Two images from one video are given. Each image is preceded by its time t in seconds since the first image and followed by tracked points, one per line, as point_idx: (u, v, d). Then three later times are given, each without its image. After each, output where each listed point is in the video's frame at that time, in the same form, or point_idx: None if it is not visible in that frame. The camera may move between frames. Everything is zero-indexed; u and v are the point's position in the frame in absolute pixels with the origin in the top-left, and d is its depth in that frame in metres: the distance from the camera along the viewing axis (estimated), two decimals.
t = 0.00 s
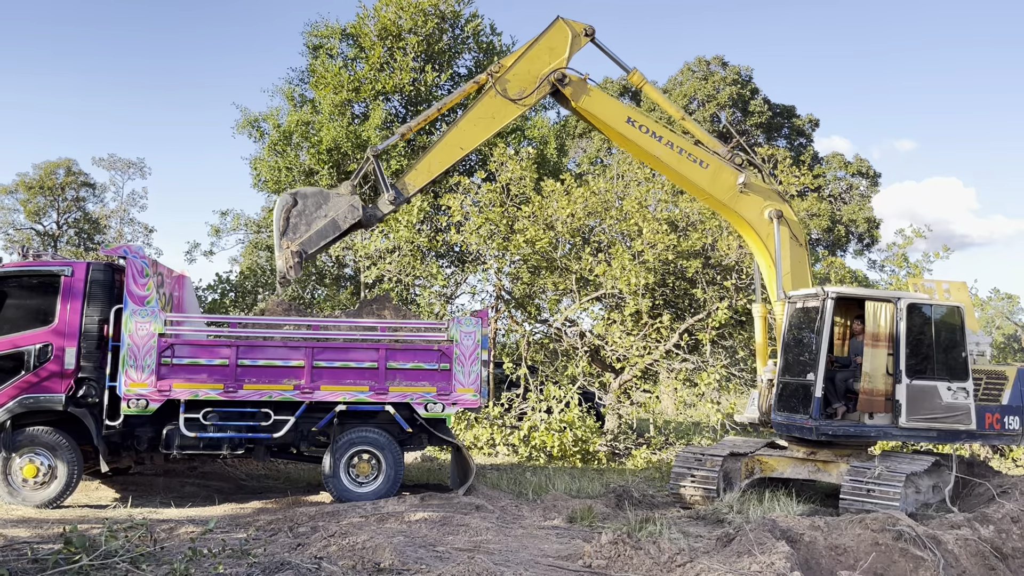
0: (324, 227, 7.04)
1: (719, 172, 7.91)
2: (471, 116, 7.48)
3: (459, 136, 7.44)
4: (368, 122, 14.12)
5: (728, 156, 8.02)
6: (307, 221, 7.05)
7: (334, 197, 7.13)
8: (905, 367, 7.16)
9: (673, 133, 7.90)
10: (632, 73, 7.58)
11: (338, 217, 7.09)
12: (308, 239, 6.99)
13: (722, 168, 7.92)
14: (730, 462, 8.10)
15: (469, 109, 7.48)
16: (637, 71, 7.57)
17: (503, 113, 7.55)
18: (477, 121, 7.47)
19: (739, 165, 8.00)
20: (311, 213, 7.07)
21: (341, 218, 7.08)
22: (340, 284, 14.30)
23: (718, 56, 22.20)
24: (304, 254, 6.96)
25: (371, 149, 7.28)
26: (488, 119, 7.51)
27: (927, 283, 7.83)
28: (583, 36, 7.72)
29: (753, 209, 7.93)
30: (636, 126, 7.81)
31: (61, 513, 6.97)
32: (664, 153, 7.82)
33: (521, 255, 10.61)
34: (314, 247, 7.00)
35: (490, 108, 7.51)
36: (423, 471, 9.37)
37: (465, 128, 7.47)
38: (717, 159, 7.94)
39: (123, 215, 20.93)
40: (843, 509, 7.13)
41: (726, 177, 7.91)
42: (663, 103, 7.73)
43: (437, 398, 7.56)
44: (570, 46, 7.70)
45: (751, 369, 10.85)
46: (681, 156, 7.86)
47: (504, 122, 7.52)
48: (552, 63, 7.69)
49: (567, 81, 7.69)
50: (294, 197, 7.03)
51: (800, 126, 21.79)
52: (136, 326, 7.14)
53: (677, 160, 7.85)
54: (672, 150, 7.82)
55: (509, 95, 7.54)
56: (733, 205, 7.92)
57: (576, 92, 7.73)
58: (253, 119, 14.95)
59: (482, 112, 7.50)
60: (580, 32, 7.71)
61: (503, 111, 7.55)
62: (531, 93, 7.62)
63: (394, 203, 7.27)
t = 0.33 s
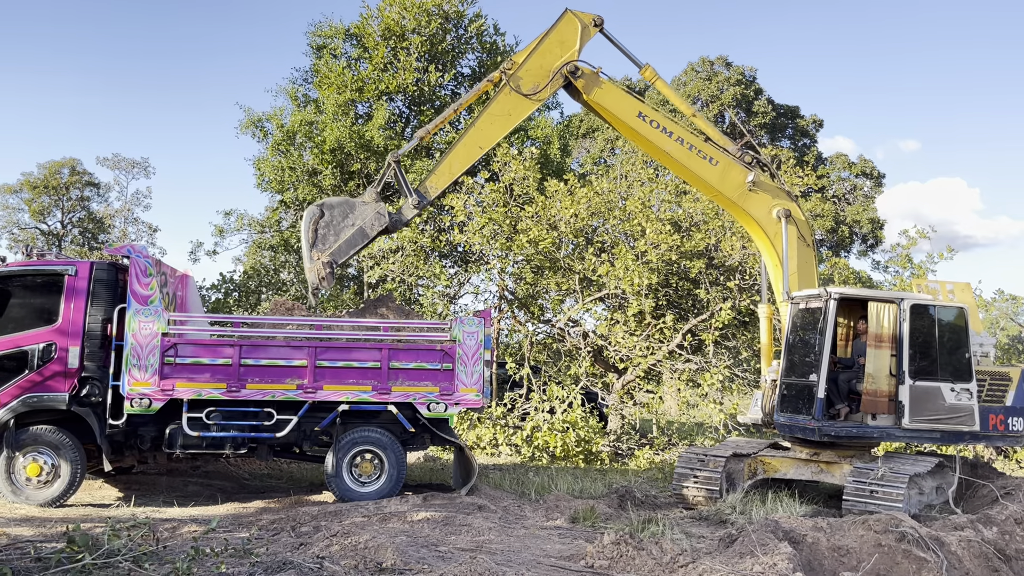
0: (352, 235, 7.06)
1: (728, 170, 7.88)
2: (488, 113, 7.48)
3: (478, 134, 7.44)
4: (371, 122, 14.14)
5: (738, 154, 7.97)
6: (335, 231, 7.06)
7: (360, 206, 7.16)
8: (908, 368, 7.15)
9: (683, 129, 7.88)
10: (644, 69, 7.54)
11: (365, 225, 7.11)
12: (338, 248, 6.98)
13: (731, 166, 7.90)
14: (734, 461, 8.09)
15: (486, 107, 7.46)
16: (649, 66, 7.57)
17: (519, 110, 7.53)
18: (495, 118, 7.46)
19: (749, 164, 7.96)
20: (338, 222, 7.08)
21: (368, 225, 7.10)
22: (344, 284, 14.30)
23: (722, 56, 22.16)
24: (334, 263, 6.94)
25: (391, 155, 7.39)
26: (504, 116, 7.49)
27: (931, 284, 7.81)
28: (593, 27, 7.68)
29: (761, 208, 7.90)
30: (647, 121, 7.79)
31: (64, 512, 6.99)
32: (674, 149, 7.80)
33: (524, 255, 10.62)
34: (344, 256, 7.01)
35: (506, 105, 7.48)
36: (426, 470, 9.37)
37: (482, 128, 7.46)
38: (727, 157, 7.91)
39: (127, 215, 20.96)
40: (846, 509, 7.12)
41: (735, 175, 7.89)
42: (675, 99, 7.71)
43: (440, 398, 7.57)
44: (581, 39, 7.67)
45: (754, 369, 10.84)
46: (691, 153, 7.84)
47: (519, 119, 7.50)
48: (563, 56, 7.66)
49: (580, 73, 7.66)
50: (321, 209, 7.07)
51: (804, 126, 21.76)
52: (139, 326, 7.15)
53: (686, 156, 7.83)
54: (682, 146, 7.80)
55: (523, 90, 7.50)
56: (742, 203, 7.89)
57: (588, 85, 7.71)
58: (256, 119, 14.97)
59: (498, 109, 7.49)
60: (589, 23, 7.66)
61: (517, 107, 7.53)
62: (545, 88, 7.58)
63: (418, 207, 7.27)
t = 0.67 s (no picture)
0: (382, 241, 7.11)
1: (739, 168, 7.86)
2: (506, 111, 7.48)
3: (500, 133, 7.44)
4: (376, 124, 14.15)
5: (750, 153, 7.95)
6: (364, 237, 7.11)
7: (387, 211, 7.19)
8: (912, 370, 7.13)
9: (695, 126, 7.85)
10: (658, 66, 7.49)
11: (394, 230, 7.14)
12: (368, 254, 7.06)
13: (743, 165, 7.87)
14: (738, 463, 8.00)
15: (503, 106, 7.45)
16: (664, 63, 7.49)
17: (537, 106, 7.53)
18: (514, 116, 7.48)
19: (761, 163, 7.94)
20: (367, 229, 7.13)
21: (396, 230, 7.13)
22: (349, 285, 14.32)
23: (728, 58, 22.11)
24: (366, 270, 7.03)
25: (415, 159, 7.41)
26: (523, 113, 7.50)
27: (936, 286, 7.79)
28: (604, 19, 7.66)
29: (771, 207, 7.88)
30: (659, 117, 7.77)
31: (69, 512, 7.01)
32: (686, 146, 7.79)
33: (529, 256, 10.63)
34: (375, 262, 7.07)
35: (524, 103, 7.48)
36: (430, 471, 9.38)
37: (502, 127, 7.45)
38: (738, 155, 7.89)
39: (134, 216, 21.02)
40: (851, 512, 7.10)
41: (746, 174, 7.87)
42: (689, 96, 7.69)
43: (443, 398, 7.57)
44: (594, 33, 7.64)
45: (759, 372, 10.80)
46: (703, 151, 7.82)
47: (538, 116, 7.52)
48: (577, 49, 7.64)
49: (594, 67, 7.62)
50: (349, 217, 7.13)
51: (810, 128, 21.71)
52: (144, 326, 7.17)
53: (698, 154, 7.81)
54: (694, 143, 7.78)
55: (540, 86, 7.48)
56: (752, 202, 7.87)
57: (603, 80, 7.68)
58: (262, 120, 15.00)
59: (516, 106, 7.49)
60: (600, 15, 7.63)
61: (534, 104, 7.52)
62: (561, 84, 7.57)
63: (443, 209, 7.34)
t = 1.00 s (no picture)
0: (408, 246, 7.18)
1: (751, 170, 7.84)
2: (523, 111, 7.50)
3: (520, 133, 7.47)
4: (382, 128, 14.18)
5: (762, 155, 7.92)
6: (391, 242, 7.15)
7: (413, 215, 7.22)
8: (918, 374, 7.09)
9: (708, 126, 7.84)
10: (673, 66, 7.49)
11: (421, 234, 7.20)
12: (396, 259, 7.14)
13: (754, 166, 7.84)
14: (742, 469, 8.05)
15: (522, 106, 7.48)
16: (679, 62, 7.50)
17: (555, 105, 7.55)
18: (533, 115, 7.50)
19: (773, 165, 7.91)
20: (394, 234, 7.16)
21: (423, 234, 7.19)
22: (355, 289, 14.31)
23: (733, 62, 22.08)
24: (394, 275, 7.13)
25: (437, 162, 7.39)
26: (542, 112, 7.53)
27: (942, 291, 7.78)
28: (617, 15, 7.67)
29: (782, 209, 7.85)
30: (673, 115, 7.76)
31: (73, 515, 7.03)
32: (698, 145, 7.78)
33: (534, 260, 10.65)
34: (402, 266, 7.17)
35: (542, 102, 7.50)
36: (434, 476, 9.37)
37: (521, 126, 7.48)
38: (750, 157, 7.86)
39: (141, 220, 21.10)
40: (856, 517, 7.08)
41: (758, 175, 7.84)
42: (702, 96, 7.66)
43: (447, 403, 7.57)
44: (607, 30, 7.67)
45: (764, 376, 10.77)
46: (715, 151, 7.81)
47: (557, 114, 7.54)
48: (591, 47, 7.66)
49: (609, 63, 7.63)
50: (376, 222, 7.16)
51: (816, 132, 21.68)
52: (149, 330, 7.19)
53: (710, 154, 7.80)
54: (706, 143, 7.77)
55: (556, 84, 7.50)
56: (763, 204, 7.84)
57: (618, 77, 7.68)
58: (268, 125, 15.04)
59: (535, 105, 7.51)
60: (613, 11, 7.66)
61: (552, 103, 7.54)
62: (578, 82, 7.59)
63: (467, 212, 7.39)
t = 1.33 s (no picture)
0: (440, 250, 7.18)
1: (765, 171, 7.82)
2: (545, 110, 7.51)
3: (543, 133, 7.51)
4: (387, 134, 14.22)
5: (777, 157, 7.90)
6: (423, 246, 7.15)
7: (443, 220, 7.24)
8: (925, 379, 7.06)
9: (725, 126, 7.82)
10: (691, 66, 7.48)
11: (451, 238, 7.21)
12: (428, 263, 7.12)
13: (769, 168, 7.83)
14: (749, 474, 7.99)
15: (544, 106, 7.49)
16: (696, 63, 7.50)
17: (577, 103, 7.57)
18: (554, 114, 7.52)
19: (787, 168, 7.89)
20: (425, 238, 7.16)
21: (454, 237, 7.20)
22: (361, 295, 14.26)
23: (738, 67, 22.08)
24: (426, 279, 7.09)
25: (464, 164, 7.40)
26: (564, 111, 7.55)
27: (949, 295, 7.78)
28: (633, 10, 7.68)
29: (795, 212, 7.83)
30: (689, 114, 7.75)
31: (80, 521, 7.05)
32: (714, 145, 7.76)
33: (539, 266, 10.67)
34: (434, 270, 7.15)
35: (563, 100, 7.52)
36: (440, 481, 9.36)
37: (544, 126, 7.51)
38: (765, 158, 7.84)
39: (148, 227, 21.20)
40: (863, 522, 7.05)
41: (772, 177, 7.82)
42: (719, 97, 7.70)
43: (453, 408, 7.57)
44: (624, 26, 7.68)
45: (770, 381, 10.74)
46: (731, 151, 7.79)
47: (580, 112, 7.56)
48: (609, 43, 7.66)
49: (627, 59, 7.62)
50: (407, 227, 7.14)
51: (822, 137, 21.64)
52: (156, 335, 7.22)
53: (725, 154, 7.78)
54: (722, 143, 7.75)
55: (577, 82, 7.51)
56: (776, 206, 7.82)
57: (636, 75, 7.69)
58: (275, 131, 15.10)
59: (557, 104, 7.53)
60: (629, 6, 7.66)
61: (573, 102, 7.56)
62: (598, 79, 7.59)
63: (493, 214, 7.46)
